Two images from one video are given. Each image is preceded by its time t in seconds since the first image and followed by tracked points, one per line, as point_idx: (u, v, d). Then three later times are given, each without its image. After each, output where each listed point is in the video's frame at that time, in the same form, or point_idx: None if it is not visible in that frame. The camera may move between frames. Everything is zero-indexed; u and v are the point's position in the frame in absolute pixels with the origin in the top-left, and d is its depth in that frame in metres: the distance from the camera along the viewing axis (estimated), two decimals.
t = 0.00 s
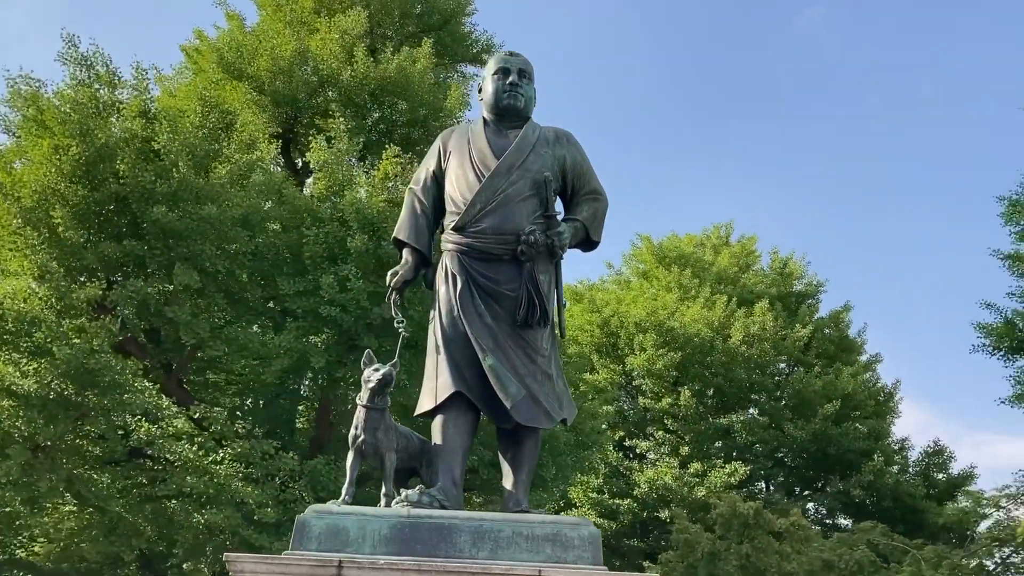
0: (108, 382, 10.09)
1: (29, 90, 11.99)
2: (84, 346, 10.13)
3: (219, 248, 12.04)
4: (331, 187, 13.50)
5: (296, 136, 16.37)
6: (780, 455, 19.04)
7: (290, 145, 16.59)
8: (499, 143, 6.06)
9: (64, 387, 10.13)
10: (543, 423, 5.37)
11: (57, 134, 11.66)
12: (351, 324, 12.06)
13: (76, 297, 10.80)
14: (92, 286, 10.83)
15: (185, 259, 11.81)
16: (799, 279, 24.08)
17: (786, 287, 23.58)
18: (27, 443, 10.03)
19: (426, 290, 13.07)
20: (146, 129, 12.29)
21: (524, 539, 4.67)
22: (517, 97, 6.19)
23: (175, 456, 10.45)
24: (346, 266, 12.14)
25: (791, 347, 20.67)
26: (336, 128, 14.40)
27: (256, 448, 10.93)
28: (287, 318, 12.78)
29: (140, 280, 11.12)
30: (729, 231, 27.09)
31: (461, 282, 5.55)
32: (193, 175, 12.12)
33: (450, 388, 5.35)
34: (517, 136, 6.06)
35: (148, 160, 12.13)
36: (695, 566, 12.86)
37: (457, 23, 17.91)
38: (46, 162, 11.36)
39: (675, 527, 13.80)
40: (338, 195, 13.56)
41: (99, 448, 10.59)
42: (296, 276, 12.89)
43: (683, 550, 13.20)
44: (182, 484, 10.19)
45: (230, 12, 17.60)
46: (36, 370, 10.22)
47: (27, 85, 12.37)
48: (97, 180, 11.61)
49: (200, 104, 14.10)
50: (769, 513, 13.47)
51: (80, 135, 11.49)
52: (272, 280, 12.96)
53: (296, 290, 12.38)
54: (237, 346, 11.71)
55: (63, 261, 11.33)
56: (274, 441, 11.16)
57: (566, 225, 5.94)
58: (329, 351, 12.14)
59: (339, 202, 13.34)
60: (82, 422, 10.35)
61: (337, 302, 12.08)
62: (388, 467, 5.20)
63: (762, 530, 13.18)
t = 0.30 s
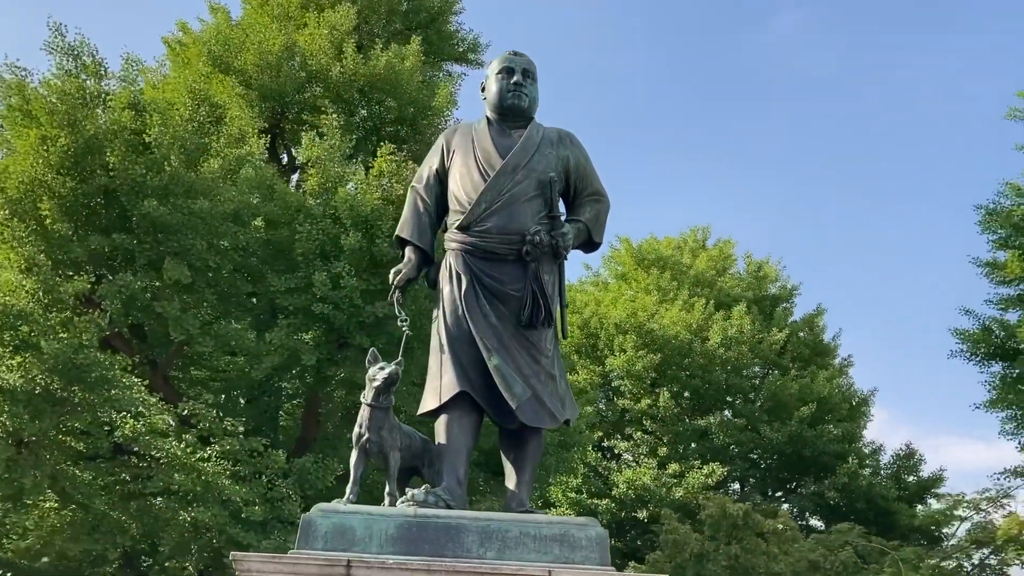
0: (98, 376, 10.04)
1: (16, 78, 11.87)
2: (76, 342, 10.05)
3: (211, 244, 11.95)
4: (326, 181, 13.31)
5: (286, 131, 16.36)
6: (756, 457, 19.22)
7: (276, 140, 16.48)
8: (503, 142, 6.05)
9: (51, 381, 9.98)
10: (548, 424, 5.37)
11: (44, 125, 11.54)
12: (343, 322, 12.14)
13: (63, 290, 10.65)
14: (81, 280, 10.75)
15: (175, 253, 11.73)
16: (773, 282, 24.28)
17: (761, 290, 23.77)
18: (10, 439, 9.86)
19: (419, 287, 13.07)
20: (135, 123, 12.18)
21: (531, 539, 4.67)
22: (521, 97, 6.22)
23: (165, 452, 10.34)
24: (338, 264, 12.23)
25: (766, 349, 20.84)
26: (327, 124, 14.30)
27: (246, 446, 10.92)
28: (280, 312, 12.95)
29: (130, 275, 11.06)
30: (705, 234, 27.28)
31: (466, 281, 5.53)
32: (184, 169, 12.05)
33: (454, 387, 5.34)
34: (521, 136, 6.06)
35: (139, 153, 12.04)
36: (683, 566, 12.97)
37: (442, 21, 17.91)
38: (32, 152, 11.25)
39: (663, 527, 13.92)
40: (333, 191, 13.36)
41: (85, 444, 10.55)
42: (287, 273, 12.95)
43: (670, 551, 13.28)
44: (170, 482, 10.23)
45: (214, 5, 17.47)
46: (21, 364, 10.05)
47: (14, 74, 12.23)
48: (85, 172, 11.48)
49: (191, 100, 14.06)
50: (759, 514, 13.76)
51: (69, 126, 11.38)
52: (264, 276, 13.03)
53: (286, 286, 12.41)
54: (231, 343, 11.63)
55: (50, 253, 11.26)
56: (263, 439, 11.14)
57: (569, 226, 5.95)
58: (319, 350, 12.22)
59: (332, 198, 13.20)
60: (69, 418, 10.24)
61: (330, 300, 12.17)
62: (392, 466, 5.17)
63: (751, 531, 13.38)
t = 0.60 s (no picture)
0: (87, 372, 10.11)
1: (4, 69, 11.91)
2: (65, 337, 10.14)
3: (201, 239, 11.92)
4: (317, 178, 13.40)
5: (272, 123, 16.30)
6: (732, 459, 19.38)
7: (261, 134, 16.43)
8: (505, 142, 6.06)
9: (39, 376, 10.10)
10: (550, 425, 5.37)
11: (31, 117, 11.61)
12: (334, 320, 12.38)
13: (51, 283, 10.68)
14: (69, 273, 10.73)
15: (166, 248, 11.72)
16: (746, 284, 24.46)
17: (736, 292, 23.93)
18: None
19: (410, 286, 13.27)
20: (125, 115, 12.06)
21: (536, 541, 4.67)
22: (524, 98, 6.24)
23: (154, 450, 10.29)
24: (330, 262, 12.40)
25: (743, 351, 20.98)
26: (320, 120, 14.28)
27: (236, 444, 10.92)
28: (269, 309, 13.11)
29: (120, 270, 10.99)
30: (683, 236, 27.48)
31: (469, 282, 5.54)
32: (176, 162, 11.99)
33: (457, 387, 5.34)
34: (524, 137, 6.07)
35: (130, 145, 12.02)
36: (669, 567, 13.12)
37: (428, 19, 17.93)
38: (19, 143, 11.27)
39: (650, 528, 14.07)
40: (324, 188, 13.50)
41: (69, 440, 10.65)
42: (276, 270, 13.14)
43: (658, 551, 13.42)
44: (158, 478, 10.22)
45: None
46: (9, 359, 10.20)
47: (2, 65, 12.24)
48: (76, 164, 11.43)
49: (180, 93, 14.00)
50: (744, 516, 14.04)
51: (59, 116, 11.36)
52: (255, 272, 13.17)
53: (278, 284, 12.50)
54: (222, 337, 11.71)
55: (37, 244, 11.17)
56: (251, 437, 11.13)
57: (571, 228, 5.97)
58: (310, 347, 12.38)
59: (323, 195, 13.30)
60: (52, 413, 10.31)
61: (321, 297, 12.33)
62: (395, 466, 5.16)
63: (740, 533, 13.52)
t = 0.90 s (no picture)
0: (75, 366, 10.14)
1: None
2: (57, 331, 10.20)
3: (194, 234, 12.01)
4: (308, 174, 13.55)
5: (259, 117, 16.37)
6: (709, 462, 19.50)
7: (247, 130, 16.44)
8: (508, 142, 6.07)
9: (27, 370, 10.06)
10: (552, 425, 5.39)
11: (21, 108, 11.68)
12: (326, 319, 12.35)
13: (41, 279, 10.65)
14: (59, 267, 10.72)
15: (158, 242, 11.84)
16: (724, 288, 24.61)
17: (713, 296, 24.10)
18: None
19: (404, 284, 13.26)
20: (116, 107, 12.33)
21: (541, 541, 4.67)
22: (526, 98, 6.25)
23: (143, 446, 10.34)
24: (322, 260, 12.43)
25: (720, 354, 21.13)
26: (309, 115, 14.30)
27: (224, 441, 10.94)
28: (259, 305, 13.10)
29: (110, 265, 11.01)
30: (660, 239, 27.69)
31: (473, 281, 5.55)
32: (167, 157, 12.14)
33: (460, 387, 5.34)
34: (527, 137, 6.09)
35: (120, 139, 12.15)
36: (656, 566, 13.42)
37: (414, 17, 18.01)
38: (9, 135, 11.36)
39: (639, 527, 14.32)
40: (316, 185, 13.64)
41: (54, 437, 10.55)
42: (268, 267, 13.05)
43: (645, 551, 13.72)
44: (147, 475, 10.21)
45: None
46: None
47: None
48: (65, 158, 11.54)
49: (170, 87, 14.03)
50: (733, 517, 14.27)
51: (48, 108, 11.41)
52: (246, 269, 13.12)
53: (269, 280, 12.55)
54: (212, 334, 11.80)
55: (25, 237, 11.26)
56: (239, 434, 11.12)
57: (573, 229, 5.99)
58: (300, 345, 12.40)
59: (316, 193, 13.45)
60: (38, 410, 10.28)
61: (313, 295, 12.31)
62: (397, 466, 5.14)
63: (727, 533, 13.76)
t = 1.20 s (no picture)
0: (62, 363, 10.01)
1: None
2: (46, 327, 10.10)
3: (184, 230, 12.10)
4: (302, 171, 13.52)
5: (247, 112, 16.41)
6: (686, 463, 19.64)
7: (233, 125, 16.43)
8: (511, 144, 6.08)
9: (15, 366, 9.93)
10: (555, 428, 5.39)
11: (13, 100, 11.72)
12: (320, 319, 12.42)
13: (35, 274, 10.50)
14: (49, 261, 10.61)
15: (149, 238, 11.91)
16: (703, 293, 24.77)
17: (691, 298, 24.27)
18: None
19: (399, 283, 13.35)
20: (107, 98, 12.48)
21: (548, 544, 4.69)
22: (529, 100, 6.21)
23: (132, 444, 10.31)
24: (316, 258, 12.41)
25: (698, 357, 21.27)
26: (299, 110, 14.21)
27: (214, 439, 10.96)
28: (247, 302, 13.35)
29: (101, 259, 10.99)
30: (639, 241, 27.88)
31: (477, 283, 5.56)
32: (159, 150, 12.15)
33: (464, 388, 5.34)
34: (530, 140, 6.10)
35: (112, 134, 12.24)
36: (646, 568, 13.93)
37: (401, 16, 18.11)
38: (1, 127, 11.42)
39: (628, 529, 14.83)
40: (308, 183, 13.63)
41: (40, 434, 10.51)
42: (260, 263, 13.15)
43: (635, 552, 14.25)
44: (136, 474, 10.17)
45: None
46: None
47: None
48: (56, 151, 11.57)
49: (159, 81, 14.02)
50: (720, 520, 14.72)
51: (40, 99, 11.51)
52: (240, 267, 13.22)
53: (263, 277, 12.60)
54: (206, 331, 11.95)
55: (13, 229, 11.19)
56: (228, 432, 11.15)
57: (575, 233, 6.01)
58: (291, 343, 12.46)
59: (309, 190, 13.50)
60: (25, 406, 10.16)
61: (306, 294, 12.33)
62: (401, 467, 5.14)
63: (715, 536, 14.35)
